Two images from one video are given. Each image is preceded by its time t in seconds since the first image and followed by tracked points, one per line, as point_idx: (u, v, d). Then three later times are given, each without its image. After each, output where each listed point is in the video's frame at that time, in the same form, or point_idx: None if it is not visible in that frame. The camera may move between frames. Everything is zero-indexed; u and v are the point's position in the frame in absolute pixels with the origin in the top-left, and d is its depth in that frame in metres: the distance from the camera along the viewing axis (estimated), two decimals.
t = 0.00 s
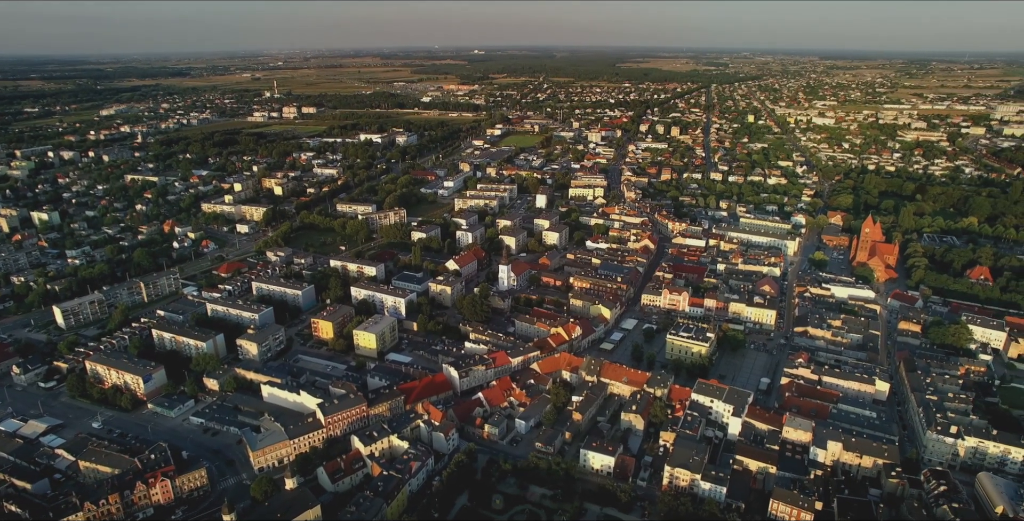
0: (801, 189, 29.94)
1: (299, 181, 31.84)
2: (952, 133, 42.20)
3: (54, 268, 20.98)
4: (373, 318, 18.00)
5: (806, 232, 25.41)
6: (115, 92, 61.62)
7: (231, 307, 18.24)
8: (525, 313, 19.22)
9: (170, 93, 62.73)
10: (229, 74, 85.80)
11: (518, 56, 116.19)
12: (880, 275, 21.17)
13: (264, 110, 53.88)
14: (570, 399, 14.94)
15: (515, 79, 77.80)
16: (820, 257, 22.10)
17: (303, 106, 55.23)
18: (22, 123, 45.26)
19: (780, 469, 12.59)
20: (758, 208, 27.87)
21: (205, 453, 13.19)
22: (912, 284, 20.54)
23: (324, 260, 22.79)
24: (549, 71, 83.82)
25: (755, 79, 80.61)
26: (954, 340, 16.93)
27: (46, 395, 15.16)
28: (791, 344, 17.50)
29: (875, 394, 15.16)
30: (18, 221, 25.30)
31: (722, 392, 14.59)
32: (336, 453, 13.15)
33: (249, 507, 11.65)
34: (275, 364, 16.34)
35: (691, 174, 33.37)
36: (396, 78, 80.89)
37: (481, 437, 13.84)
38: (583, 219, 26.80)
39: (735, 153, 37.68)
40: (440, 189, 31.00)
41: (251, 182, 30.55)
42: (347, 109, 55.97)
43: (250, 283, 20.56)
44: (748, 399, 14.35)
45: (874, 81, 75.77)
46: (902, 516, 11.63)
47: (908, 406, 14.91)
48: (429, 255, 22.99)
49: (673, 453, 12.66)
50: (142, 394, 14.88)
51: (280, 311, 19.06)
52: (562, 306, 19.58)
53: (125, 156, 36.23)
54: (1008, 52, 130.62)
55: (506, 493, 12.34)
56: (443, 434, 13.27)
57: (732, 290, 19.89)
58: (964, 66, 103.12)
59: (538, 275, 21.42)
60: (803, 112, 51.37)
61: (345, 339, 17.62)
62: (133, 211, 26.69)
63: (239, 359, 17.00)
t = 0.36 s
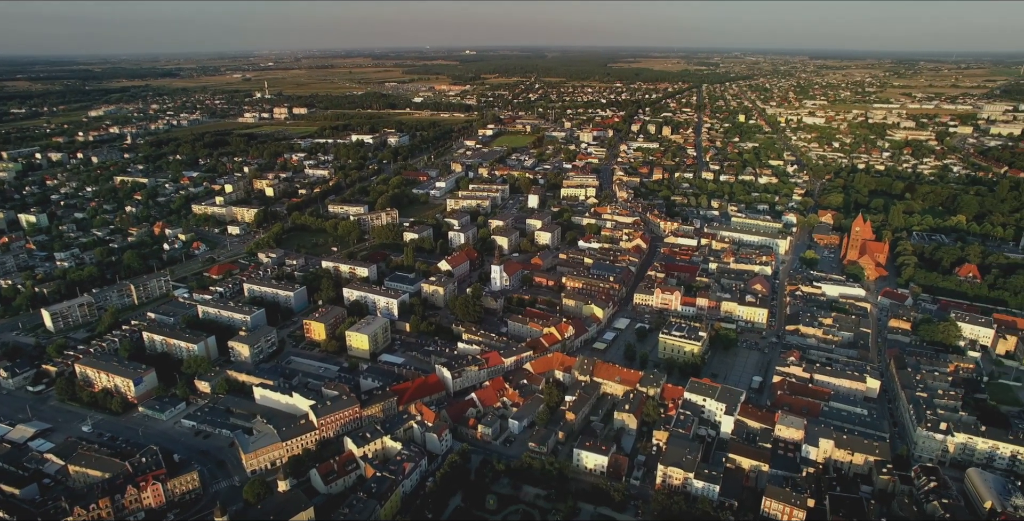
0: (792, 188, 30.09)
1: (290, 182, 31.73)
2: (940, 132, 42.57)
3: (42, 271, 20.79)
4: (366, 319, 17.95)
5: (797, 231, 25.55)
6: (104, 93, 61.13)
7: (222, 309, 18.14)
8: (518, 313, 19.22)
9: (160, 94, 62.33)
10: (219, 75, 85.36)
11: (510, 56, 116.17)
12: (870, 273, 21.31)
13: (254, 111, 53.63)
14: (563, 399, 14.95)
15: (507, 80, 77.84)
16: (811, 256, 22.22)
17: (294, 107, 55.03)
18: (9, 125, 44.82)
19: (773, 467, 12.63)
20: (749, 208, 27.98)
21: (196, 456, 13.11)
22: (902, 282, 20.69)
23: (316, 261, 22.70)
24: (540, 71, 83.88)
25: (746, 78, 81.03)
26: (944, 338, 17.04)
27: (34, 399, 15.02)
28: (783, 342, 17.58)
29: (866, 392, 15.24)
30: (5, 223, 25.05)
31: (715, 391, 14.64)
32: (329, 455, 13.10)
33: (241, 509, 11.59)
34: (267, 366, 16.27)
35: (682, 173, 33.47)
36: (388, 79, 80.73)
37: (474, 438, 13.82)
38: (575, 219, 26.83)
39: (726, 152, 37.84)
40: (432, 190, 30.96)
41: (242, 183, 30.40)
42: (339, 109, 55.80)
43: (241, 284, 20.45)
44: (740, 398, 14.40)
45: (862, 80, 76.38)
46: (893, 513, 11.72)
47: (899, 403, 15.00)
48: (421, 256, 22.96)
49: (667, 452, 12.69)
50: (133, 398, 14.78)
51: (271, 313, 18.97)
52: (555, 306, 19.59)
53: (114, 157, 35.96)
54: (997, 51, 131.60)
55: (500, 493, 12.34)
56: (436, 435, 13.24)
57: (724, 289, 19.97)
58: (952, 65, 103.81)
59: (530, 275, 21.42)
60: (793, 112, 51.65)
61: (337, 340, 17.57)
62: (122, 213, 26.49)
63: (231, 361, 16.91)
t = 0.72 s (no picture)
0: (782, 186, 30.25)
1: (280, 183, 31.59)
2: (927, 131, 42.94)
3: (28, 273, 20.57)
4: (357, 320, 17.90)
5: (787, 229, 25.70)
6: (91, 94, 60.56)
7: (213, 310, 18.03)
8: (510, 313, 19.22)
9: (148, 95, 61.83)
10: (208, 75, 84.88)
11: (501, 56, 116.11)
12: (860, 271, 21.47)
13: (244, 112, 53.33)
14: (556, 399, 14.97)
15: (498, 79, 77.81)
16: (801, 254, 22.34)
17: (284, 108, 54.76)
18: None
19: (765, 464, 12.70)
20: (739, 207, 28.10)
21: (187, 459, 13.03)
22: (891, 280, 20.85)
23: (307, 262, 22.60)
24: (531, 71, 83.91)
25: (736, 78, 81.43)
26: (933, 334, 17.18)
27: (22, 403, 14.87)
28: (774, 340, 17.67)
29: (856, 389, 15.35)
30: None
31: (707, 389, 14.70)
32: (321, 457, 13.06)
33: (233, 512, 11.52)
34: (258, 367, 16.19)
35: (673, 172, 33.58)
36: (378, 79, 80.50)
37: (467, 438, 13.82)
38: (567, 219, 26.86)
39: (716, 151, 37.99)
40: (424, 190, 30.92)
41: (232, 184, 30.23)
42: (329, 110, 55.58)
43: (232, 286, 20.34)
44: (732, 396, 14.47)
45: (851, 79, 76.95)
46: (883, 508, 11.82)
47: (889, 400, 15.12)
48: (413, 256, 22.92)
49: (659, 450, 12.73)
50: (122, 401, 14.67)
51: (262, 314, 18.88)
52: (547, 306, 19.61)
53: (101, 158, 35.63)
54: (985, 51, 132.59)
55: (493, 493, 12.34)
56: (429, 436, 13.22)
57: (715, 288, 20.05)
58: (939, 65, 104.73)
59: (522, 274, 21.43)
60: (783, 111, 51.95)
61: (329, 342, 17.51)
62: (110, 215, 26.26)
63: (222, 363, 16.82)
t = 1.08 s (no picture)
0: (771, 185, 30.41)
1: (270, 184, 31.44)
2: (914, 130, 43.30)
3: (14, 276, 20.34)
4: (348, 321, 17.83)
5: (777, 228, 25.84)
6: (77, 95, 59.98)
7: (202, 312, 17.90)
8: (501, 313, 19.22)
9: (135, 96, 61.32)
10: (197, 76, 84.40)
11: (491, 56, 115.98)
12: (849, 268, 21.61)
13: (233, 112, 52.99)
14: (548, 398, 14.99)
15: (488, 79, 77.77)
16: (791, 252, 22.47)
17: (273, 109, 54.47)
18: None
19: (755, 462, 12.78)
20: (729, 205, 28.22)
21: (178, 462, 12.94)
22: (880, 277, 21.01)
23: (297, 263, 22.50)
24: (522, 71, 83.94)
25: (725, 77, 81.76)
26: (921, 331, 17.32)
27: (8, 408, 14.71)
28: (764, 339, 17.75)
29: (846, 386, 15.46)
30: None
31: (698, 387, 14.76)
32: (313, 459, 13.00)
33: (224, 515, 11.45)
34: (248, 370, 16.10)
35: (663, 172, 33.67)
36: (369, 79, 80.25)
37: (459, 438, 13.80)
38: (557, 218, 26.87)
39: (706, 150, 38.13)
40: (414, 190, 30.85)
41: (221, 186, 30.05)
42: (319, 110, 55.33)
43: (221, 287, 20.21)
44: (723, 394, 14.54)
45: (839, 78, 77.46)
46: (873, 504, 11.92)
47: (878, 396, 15.23)
48: (404, 257, 22.87)
49: (651, 449, 12.77)
50: (111, 404, 14.55)
51: (253, 316, 18.76)
52: (539, 306, 19.61)
53: (88, 160, 35.31)
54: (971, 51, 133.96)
55: (486, 493, 12.34)
56: (421, 436, 13.18)
57: (706, 286, 20.10)
58: (926, 64, 105.61)
59: (514, 274, 21.42)
60: (772, 110, 52.22)
61: (320, 343, 17.43)
62: (98, 216, 26.03)
63: (212, 365, 16.71)
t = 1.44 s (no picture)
0: (760, 184, 30.57)
1: (259, 185, 31.28)
2: (901, 128, 43.67)
3: None
4: (339, 322, 17.77)
5: (766, 226, 25.98)
6: (63, 96, 59.39)
7: (192, 314, 17.78)
8: (492, 313, 19.23)
9: (122, 97, 60.79)
10: (185, 76, 83.89)
11: (481, 56, 115.87)
12: (838, 266, 21.74)
13: (221, 113, 52.67)
14: (539, 398, 15.00)
15: (478, 79, 77.74)
16: (780, 250, 22.60)
17: (262, 109, 54.18)
18: None
19: (746, 459, 12.84)
20: (719, 204, 28.35)
21: (167, 466, 12.84)
22: (868, 275, 21.17)
23: (287, 265, 22.40)
24: (512, 71, 83.96)
25: (714, 76, 82.11)
26: (908, 328, 17.47)
27: None
28: (754, 337, 17.86)
29: (835, 383, 15.57)
30: None
31: (690, 386, 14.80)
32: (305, 461, 12.95)
33: (215, 518, 11.39)
34: (239, 372, 16.01)
35: (653, 171, 33.78)
36: (358, 79, 80.01)
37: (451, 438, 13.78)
38: (548, 218, 26.89)
39: (696, 150, 38.27)
40: (405, 191, 30.79)
41: (210, 187, 29.86)
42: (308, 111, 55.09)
43: (211, 289, 20.08)
44: (714, 392, 14.60)
45: (827, 77, 78.00)
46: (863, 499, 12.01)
47: (867, 393, 15.35)
48: (395, 258, 22.82)
49: (643, 447, 12.80)
50: (100, 408, 14.44)
51: (242, 318, 18.65)
52: (530, 306, 19.62)
53: (74, 161, 34.98)
54: (957, 51, 135.31)
55: (478, 493, 12.34)
56: (413, 437, 13.16)
57: (696, 285, 20.18)
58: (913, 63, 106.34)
59: (504, 274, 21.43)
60: (760, 109, 52.52)
61: (310, 345, 17.36)
62: (84, 219, 25.78)
63: (201, 368, 16.60)
